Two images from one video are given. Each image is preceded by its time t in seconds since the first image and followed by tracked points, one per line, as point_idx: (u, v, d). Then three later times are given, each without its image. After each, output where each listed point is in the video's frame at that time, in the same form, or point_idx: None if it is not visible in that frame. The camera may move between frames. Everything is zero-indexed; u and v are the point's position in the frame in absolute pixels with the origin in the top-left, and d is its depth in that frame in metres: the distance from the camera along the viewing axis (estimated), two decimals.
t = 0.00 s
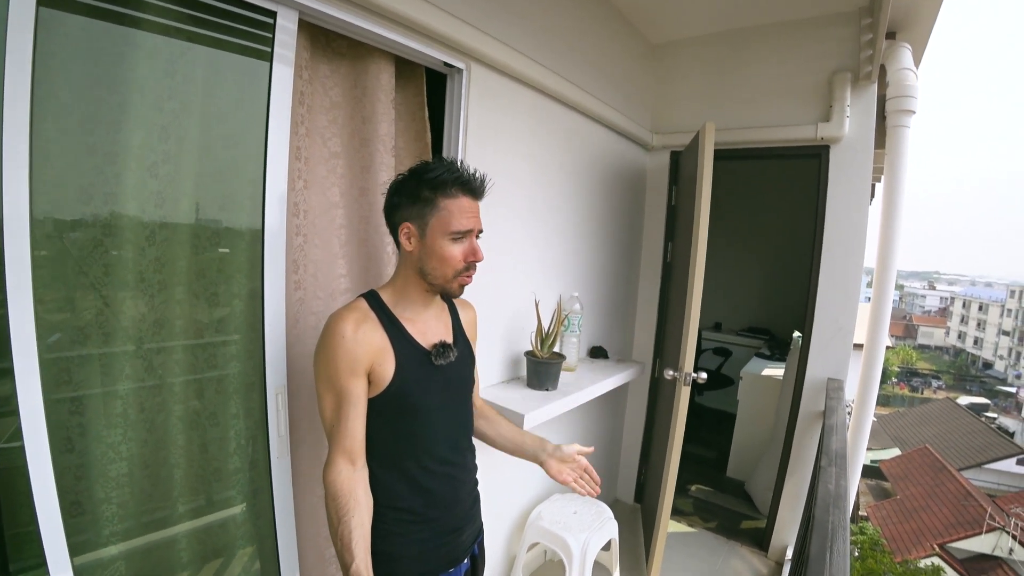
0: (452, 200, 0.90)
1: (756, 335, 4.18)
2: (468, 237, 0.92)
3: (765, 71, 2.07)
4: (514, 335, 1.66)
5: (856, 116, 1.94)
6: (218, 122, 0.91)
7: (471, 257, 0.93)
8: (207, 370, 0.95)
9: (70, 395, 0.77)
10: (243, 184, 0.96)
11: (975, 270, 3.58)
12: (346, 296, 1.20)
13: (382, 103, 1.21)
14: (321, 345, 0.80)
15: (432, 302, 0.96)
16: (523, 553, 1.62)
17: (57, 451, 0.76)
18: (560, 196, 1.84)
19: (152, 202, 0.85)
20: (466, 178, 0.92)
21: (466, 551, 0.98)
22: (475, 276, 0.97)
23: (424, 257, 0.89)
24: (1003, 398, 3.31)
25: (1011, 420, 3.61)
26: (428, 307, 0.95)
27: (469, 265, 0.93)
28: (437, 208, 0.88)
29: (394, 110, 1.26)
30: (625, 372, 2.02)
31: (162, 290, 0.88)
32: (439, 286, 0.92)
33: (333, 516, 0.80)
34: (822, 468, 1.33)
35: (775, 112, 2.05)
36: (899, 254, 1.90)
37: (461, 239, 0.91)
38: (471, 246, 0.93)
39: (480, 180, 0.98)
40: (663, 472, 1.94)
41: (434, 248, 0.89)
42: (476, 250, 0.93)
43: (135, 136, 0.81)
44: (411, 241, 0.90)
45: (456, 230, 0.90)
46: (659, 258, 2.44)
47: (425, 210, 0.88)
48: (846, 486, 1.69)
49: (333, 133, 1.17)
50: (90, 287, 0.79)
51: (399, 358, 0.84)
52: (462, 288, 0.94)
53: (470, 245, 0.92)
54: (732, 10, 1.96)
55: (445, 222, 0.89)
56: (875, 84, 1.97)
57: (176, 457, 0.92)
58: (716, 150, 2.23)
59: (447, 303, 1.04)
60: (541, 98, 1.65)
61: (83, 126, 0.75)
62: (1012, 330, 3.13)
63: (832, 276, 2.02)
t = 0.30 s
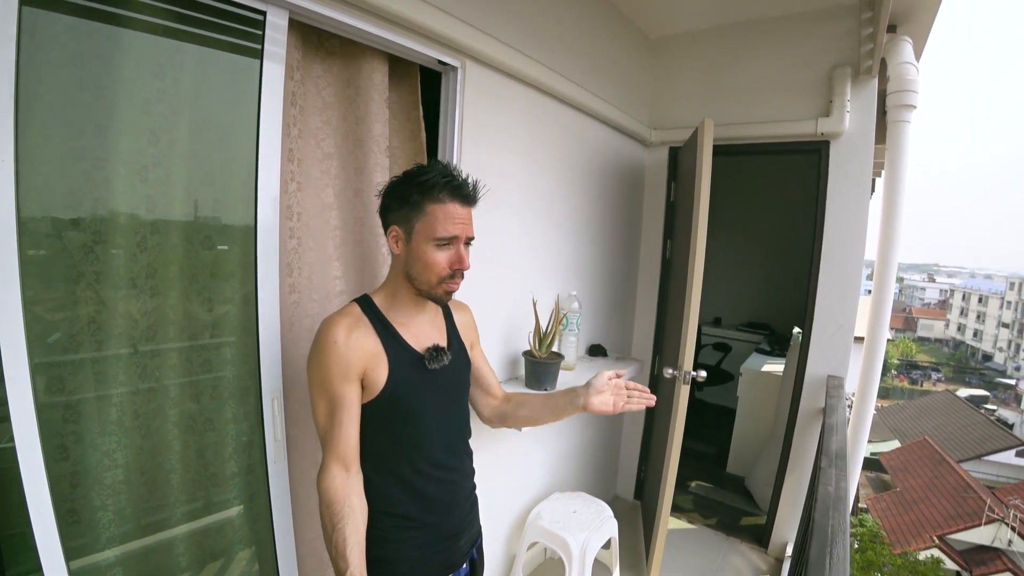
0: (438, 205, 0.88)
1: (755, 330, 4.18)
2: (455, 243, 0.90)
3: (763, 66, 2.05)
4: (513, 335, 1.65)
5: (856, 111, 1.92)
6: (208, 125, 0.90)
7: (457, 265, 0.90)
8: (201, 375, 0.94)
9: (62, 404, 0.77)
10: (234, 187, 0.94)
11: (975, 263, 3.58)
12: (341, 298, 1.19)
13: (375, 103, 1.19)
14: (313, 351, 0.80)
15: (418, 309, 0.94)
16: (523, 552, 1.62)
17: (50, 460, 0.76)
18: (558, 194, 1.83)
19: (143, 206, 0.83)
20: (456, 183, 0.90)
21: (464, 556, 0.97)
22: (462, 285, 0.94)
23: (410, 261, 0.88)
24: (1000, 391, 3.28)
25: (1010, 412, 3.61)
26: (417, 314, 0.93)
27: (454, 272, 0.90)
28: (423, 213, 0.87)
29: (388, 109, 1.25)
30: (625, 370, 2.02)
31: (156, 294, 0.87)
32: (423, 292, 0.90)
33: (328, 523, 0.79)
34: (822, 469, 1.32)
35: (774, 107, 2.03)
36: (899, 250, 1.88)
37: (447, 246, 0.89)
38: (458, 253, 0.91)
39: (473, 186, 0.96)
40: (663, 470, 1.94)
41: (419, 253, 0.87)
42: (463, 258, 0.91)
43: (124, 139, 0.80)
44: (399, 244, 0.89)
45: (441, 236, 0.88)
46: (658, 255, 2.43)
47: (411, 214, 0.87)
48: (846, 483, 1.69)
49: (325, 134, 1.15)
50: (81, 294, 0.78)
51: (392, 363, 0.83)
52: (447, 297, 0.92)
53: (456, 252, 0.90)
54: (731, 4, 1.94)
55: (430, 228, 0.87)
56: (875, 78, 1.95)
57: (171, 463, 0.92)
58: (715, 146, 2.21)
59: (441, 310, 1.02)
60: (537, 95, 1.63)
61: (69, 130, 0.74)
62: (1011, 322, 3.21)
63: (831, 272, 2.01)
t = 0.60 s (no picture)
0: (428, 200, 0.86)
1: (755, 327, 4.18)
2: (446, 239, 0.88)
3: (769, 62, 2.03)
4: (514, 332, 1.65)
5: (862, 110, 1.91)
6: (207, 119, 0.88)
7: (447, 262, 0.88)
8: (201, 372, 0.94)
9: (61, 401, 0.76)
10: (234, 182, 0.93)
11: (975, 262, 3.58)
12: (342, 295, 1.18)
13: (377, 98, 1.18)
14: (315, 350, 0.79)
15: (416, 308, 0.92)
16: (522, 548, 1.63)
17: (49, 457, 0.75)
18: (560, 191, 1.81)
19: (142, 202, 0.82)
20: (449, 178, 0.88)
21: (467, 554, 0.97)
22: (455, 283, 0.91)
23: (401, 256, 0.88)
24: (998, 389, 3.35)
25: (1007, 411, 3.56)
26: (415, 313, 0.92)
27: (445, 268, 0.88)
28: (413, 208, 0.86)
29: (389, 104, 1.23)
30: (625, 367, 2.01)
31: (155, 290, 0.86)
32: (414, 289, 0.88)
33: (331, 522, 0.79)
34: (823, 470, 1.33)
35: (779, 105, 2.02)
36: (902, 249, 1.87)
37: (437, 241, 0.87)
38: (449, 249, 0.88)
39: (468, 182, 0.94)
40: (662, 467, 1.95)
41: (409, 248, 0.86)
42: (454, 254, 0.88)
43: (122, 133, 0.79)
44: (392, 240, 0.89)
45: (431, 231, 0.86)
46: (659, 251, 2.42)
47: (403, 209, 0.87)
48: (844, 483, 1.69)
49: (326, 129, 1.14)
50: (79, 290, 0.77)
51: (394, 362, 0.83)
52: (439, 295, 0.89)
53: (447, 248, 0.88)
54: None
55: (419, 222, 0.86)
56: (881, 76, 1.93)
57: (171, 459, 0.91)
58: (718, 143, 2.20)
59: (443, 309, 1.00)
60: (540, 91, 1.61)
61: (67, 124, 0.73)
62: (1010, 321, 3.17)
63: (834, 272, 2.00)
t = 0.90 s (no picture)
0: (429, 194, 0.87)
1: (751, 326, 4.20)
2: (447, 233, 0.88)
3: (767, 62, 2.04)
4: (511, 329, 1.66)
5: (859, 111, 1.92)
6: (208, 114, 0.89)
7: (448, 255, 0.88)
8: (200, 366, 0.94)
9: (61, 394, 0.77)
10: (234, 177, 0.93)
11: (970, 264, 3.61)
12: (340, 290, 1.19)
13: (377, 94, 1.18)
14: (320, 343, 0.79)
15: (419, 303, 0.93)
16: (517, 542, 1.64)
17: (49, 449, 0.76)
18: (558, 188, 1.82)
19: (141, 196, 0.83)
20: (450, 174, 0.89)
21: (464, 546, 0.99)
22: (455, 277, 0.91)
23: (402, 250, 0.89)
24: (990, 389, 3.48)
25: (998, 411, 3.63)
26: (418, 308, 0.93)
27: (444, 262, 0.88)
28: (414, 203, 0.87)
29: (390, 100, 1.23)
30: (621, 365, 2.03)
31: (154, 284, 0.87)
32: (415, 283, 0.89)
33: (332, 515, 0.80)
34: (815, 468, 1.35)
35: (777, 105, 2.03)
36: (897, 249, 1.89)
37: (437, 235, 0.87)
38: (449, 244, 0.89)
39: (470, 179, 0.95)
40: (656, 463, 1.96)
41: (410, 242, 0.87)
42: (454, 248, 0.89)
43: (122, 127, 0.79)
44: (395, 235, 0.91)
45: (431, 225, 0.87)
46: (656, 249, 2.43)
47: (404, 204, 0.88)
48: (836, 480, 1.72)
49: (327, 124, 1.14)
50: (79, 283, 0.77)
51: (399, 357, 0.83)
52: (440, 289, 0.90)
53: (447, 242, 0.88)
54: None
55: (420, 216, 0.87)
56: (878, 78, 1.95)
57: (170, 452, 0.92)
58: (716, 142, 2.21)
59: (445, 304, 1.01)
60: (540, 88, 1.62)
61: (67, 118, 0.73)
62: (1002, 322, 3.29)
63: (829, 272, 2.02)
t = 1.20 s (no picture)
0: (424, 188, 0.88)
1: (745, 324, 4.22)
2: (440, 227, 0.89)
3: (761, 61, 2.05)
4: (504, 325, 1.67)
5: (851, 109, 1.94)
6: (203, 111, 0.89)
7: (440, 249, 0.89)
8: (195, 361, 0.95)
9: (56, 389, 0.77)
10: (230, 175, 0.94)
11: (962, 261, 3.64)
12: (335, 287, 1.19)
13: (372, 91, 1.18)
14: (320, 336, 0.80)
15: (415, 298, 0.94)
16: (512, 538, 1.65)
17: (44, 445, 0.76)
18: (552, 185, 1.83)
19: (135, 193, 0.83)
20: (446, 169, 0.90)
21: (457, 538, 1.00)
22: (448, 272, 0.91)
23: (397, 243, 0.90)
24: (984, 386, 3.48)
25: (992, 409, 3.64)
26: (414, 303, 0.94)
27: (437, 256, 0.89)
28: (409, 196, 0.88)
29: (384, 98, 1.24)
30: (615, 361, 2.04)
31: (148, 281, 0.87)
32: (409, 277, 0.89)
33: (328, 509, 0.80)
34: (806, 461, 1.36)
35: (769, 103, 2.04)
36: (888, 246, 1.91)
37: (431, 229, 0.88)
38: (442, 238, 0.89)
39: (467, 175, 0.96)
40: (650, 459, 1.97)
41: (404, 235, 0.89)
42: (447, 242, 0.89)
43: (117, 124, 0.79)
44: (391, 228, 0.92)
45: (424, 218, 0.87)
46: (650, 246, 2.44)
47: (400, 197, 0.89)
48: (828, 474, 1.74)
49: (321, 121, 1.15)
50: (74, 279, 0.77)
51: (397, 352, 0.84)
52: (432, 282, 0.90)
53: (440, 236, 0.89)
54: None
55: (414, 209, 0.88)
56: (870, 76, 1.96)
57: (164, 448, 0.92)
58: (710, 140, 2.22)
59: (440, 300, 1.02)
60: (533, 86, 1.62)
61: (62, 115, 0.73)
62: (996, 320, 3.29)
63: (821, 268, 2.04)
